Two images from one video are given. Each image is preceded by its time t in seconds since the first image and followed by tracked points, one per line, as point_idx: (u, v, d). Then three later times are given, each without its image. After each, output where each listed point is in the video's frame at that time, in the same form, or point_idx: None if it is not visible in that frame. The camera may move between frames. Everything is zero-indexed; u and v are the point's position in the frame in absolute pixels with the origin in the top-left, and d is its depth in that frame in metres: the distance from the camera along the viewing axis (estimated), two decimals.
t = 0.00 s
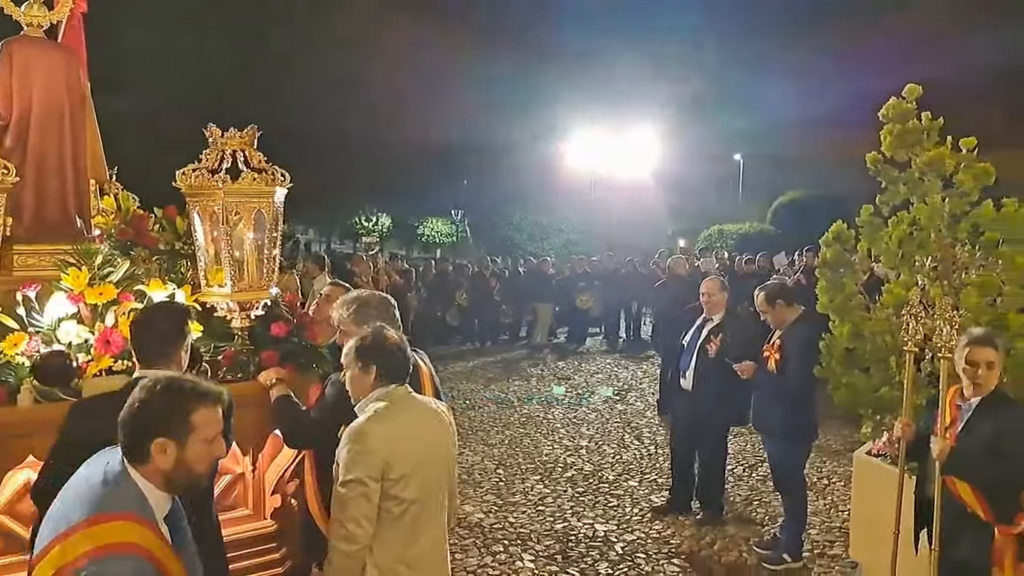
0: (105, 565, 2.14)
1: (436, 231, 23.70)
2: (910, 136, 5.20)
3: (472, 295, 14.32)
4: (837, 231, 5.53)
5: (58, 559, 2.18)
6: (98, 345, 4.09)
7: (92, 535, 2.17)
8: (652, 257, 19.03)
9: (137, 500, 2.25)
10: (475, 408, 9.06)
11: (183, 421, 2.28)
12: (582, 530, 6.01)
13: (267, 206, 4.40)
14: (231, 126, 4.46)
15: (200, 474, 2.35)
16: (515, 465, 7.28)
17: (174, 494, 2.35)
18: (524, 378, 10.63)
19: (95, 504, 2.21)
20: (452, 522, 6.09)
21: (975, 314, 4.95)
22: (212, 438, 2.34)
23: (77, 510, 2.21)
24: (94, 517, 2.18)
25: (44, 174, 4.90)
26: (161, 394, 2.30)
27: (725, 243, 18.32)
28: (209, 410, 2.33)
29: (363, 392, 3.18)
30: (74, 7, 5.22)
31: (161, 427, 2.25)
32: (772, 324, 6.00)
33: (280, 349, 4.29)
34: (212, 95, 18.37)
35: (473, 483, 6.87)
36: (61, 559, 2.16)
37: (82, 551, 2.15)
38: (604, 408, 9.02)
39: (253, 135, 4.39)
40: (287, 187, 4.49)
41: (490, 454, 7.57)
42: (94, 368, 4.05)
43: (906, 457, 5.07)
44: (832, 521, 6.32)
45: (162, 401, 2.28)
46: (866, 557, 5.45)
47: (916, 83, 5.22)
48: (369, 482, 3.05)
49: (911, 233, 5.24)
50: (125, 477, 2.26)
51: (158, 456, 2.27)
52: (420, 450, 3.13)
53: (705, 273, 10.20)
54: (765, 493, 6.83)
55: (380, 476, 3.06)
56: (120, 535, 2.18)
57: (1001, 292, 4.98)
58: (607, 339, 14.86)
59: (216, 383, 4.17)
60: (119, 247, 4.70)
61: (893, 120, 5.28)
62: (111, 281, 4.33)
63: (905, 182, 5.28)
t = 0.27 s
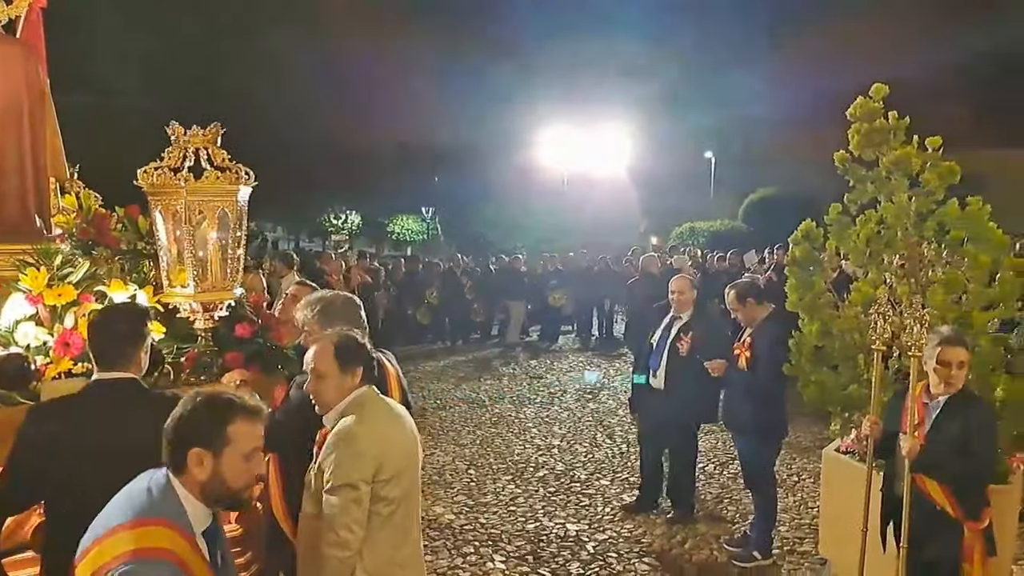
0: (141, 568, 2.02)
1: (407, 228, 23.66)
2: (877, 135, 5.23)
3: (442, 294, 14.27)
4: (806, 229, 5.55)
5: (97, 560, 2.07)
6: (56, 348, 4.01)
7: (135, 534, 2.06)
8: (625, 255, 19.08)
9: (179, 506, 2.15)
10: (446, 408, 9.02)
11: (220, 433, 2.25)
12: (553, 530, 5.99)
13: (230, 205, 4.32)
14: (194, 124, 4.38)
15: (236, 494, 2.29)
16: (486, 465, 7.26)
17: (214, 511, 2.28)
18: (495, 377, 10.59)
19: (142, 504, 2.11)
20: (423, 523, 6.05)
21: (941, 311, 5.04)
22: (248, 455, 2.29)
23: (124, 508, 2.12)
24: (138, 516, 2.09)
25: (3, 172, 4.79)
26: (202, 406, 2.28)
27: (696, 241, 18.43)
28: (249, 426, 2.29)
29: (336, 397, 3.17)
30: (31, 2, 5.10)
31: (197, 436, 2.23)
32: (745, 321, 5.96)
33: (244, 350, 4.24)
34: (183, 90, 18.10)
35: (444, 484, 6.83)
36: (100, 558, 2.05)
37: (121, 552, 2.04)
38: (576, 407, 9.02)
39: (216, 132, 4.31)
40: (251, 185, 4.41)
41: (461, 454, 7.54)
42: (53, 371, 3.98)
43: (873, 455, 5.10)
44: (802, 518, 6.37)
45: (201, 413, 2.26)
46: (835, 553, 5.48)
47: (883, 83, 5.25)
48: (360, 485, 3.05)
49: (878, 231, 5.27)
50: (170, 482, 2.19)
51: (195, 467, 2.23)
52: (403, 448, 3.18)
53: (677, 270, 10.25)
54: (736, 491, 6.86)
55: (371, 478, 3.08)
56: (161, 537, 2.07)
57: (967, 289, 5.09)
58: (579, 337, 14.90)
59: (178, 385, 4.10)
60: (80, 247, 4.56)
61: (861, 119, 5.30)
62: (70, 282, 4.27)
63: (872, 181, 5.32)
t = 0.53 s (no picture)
0: (260, 519, 2.18)
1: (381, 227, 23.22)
2: (846, 136, 5.29)
3: (417, 294, 14.23)
4: (777, 229, 5.58)
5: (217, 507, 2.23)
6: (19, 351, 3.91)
7: (257, 487, 2.23)
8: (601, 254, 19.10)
9: (294, 468, 2.32)
10: (420, 408, 8.98)
11: (329, 403, 2.41)
12: (527, 530, 5.99)
13: (197, 206, 4.27)
14: (159, 124, 4.30)
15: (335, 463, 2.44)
16: (460, 465, 7.24)
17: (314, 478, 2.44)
18: (470, 377, 10.57)
19: (264, 461, 2.28)
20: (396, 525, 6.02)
21: (909, 309, 5.07)
22: (347, 428, 2.45)
23: (246, 463, 2.28)
24: (260, 471, 2.26)
25: None
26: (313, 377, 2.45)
27: (670, 240, 18.51)
28: (355, 401, 2.45)
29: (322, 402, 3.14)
30: None
31: (309, 403, 2.39)
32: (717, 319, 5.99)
33: (213, 353, 4.18)
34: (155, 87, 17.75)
35: (417, 485, 6.80)
36: (222, 506, 2.22)
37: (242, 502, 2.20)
38: (550, 407, 9.03)
39: (182, 132, 4.24)
40: (218, 186, 4.35)
41: (434, 455, 7.50)
42: (16, 375, 3.90)
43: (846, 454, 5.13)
44: (774, 516, 6.41)
45: (312, 383, 2.42)
46: (806, 551, 5.52)
47: (851, 84, 5.29)
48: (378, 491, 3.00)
49: (847, 231, 5.31)
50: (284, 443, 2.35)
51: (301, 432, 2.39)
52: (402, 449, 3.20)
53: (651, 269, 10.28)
54: (709, 489, 6.89)
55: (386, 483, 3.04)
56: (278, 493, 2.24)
57: (934, 287, 5.14)
58: (554, 337, 14.87)
59: (145, 389, 4.04)
60: (44, 248, 4.51)
61: (830, 120, 5.34)
62: (33, 285, 4.22)
63: (841, 181, 5.37)
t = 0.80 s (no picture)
0: (333, 495, 2.25)
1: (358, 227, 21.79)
2: (821, 137, 5.32)
3: (395, 295, 14.16)
4: (752, 229, 5.59)
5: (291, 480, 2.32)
6: None
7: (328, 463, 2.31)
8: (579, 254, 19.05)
9: (363, 448, 2.38)
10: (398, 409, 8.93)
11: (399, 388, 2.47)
12: (505, 530, 5.99)
13: (169, 207, 4.24)
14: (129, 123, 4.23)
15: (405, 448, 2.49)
16: (438, 466, 7.23)
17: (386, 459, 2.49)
18: (448, 378, 10.53)
19: (335, 439, 2.36)
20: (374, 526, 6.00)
21: (884, 308, 5.12)
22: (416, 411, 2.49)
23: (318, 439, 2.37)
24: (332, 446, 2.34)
25: None
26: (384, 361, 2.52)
27: (648, 239, 18.52)
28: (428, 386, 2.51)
29: (325, 413, 3.07)
30: None
31: (381, 387, 2.45)
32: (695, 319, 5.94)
33: (185, 356, 4.16)
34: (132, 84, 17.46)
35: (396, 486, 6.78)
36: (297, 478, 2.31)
37: (318, 475, 2.27)
38: (529, 406, 9.03)
39: (153, 132, 4.17)
40: (190, 187, 4.31)
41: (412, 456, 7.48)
42: None
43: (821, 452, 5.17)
44: (751, 513, 6.46)
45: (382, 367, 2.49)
46: (782, 548, 5.57)
47: (826, 85, 5.32)
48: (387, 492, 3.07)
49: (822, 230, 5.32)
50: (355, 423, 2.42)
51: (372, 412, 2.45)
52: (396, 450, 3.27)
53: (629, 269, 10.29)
54: (686, 488, 6.93)
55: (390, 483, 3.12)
56: (350, 470, 2.31)
57: (907, 286, 5.20)
58: (532, 338, 14.81)
59: (116, 392, 3.98)
60: (14, 249, 4.36)
61: (805, 121, 5.37)
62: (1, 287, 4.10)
63: (816, 181, 5.39)
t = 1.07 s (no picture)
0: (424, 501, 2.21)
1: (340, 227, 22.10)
2: (799, 137, 5.34)
3: (376, 295, 14.09)
4: (731, 229, 5.60)
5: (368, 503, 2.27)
6: None
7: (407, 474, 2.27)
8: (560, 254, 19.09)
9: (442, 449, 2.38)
10: (379, 410, 8.94)
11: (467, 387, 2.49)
12: (486, 532, 5.97)
13: (145, 208, 4.20)
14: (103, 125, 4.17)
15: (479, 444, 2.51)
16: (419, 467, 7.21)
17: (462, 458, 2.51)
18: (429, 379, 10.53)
19: (410, 448, 2.33)
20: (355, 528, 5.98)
21: (861, 308, 5.15)
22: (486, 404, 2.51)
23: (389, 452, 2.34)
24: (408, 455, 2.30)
25: None
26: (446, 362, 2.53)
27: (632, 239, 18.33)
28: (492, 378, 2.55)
29: (345, 414, 3.02)
30: None
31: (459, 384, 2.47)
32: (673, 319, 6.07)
33: (161, 357, 4.10)
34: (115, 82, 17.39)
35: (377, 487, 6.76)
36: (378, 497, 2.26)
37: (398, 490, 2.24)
38: (511, 407, 9.06)
39: (128, 133, 4.11)
40: (166, 188, 4.25)
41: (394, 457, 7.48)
42: None
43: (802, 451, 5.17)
44: (731, 512, 6.47)
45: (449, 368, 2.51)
46: (762, 547, 5.59)
47: (804, 86, 5.35)
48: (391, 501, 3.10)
49: (800, 231, 5.33)
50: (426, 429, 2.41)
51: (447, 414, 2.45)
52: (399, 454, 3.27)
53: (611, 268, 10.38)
54: (668, 487, 6.94)
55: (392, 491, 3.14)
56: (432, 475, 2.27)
57: (885, 285, 5.23)
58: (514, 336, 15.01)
59: (91, 394, 3.90)
60: None
61: (784, 121, 5.40)
62: None
63: (795, 181, 5.40)
